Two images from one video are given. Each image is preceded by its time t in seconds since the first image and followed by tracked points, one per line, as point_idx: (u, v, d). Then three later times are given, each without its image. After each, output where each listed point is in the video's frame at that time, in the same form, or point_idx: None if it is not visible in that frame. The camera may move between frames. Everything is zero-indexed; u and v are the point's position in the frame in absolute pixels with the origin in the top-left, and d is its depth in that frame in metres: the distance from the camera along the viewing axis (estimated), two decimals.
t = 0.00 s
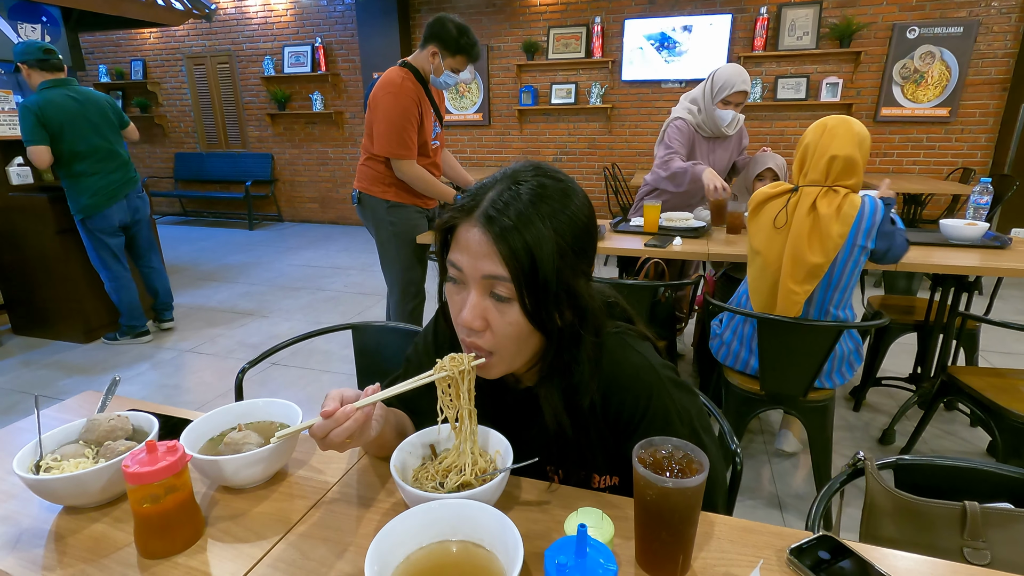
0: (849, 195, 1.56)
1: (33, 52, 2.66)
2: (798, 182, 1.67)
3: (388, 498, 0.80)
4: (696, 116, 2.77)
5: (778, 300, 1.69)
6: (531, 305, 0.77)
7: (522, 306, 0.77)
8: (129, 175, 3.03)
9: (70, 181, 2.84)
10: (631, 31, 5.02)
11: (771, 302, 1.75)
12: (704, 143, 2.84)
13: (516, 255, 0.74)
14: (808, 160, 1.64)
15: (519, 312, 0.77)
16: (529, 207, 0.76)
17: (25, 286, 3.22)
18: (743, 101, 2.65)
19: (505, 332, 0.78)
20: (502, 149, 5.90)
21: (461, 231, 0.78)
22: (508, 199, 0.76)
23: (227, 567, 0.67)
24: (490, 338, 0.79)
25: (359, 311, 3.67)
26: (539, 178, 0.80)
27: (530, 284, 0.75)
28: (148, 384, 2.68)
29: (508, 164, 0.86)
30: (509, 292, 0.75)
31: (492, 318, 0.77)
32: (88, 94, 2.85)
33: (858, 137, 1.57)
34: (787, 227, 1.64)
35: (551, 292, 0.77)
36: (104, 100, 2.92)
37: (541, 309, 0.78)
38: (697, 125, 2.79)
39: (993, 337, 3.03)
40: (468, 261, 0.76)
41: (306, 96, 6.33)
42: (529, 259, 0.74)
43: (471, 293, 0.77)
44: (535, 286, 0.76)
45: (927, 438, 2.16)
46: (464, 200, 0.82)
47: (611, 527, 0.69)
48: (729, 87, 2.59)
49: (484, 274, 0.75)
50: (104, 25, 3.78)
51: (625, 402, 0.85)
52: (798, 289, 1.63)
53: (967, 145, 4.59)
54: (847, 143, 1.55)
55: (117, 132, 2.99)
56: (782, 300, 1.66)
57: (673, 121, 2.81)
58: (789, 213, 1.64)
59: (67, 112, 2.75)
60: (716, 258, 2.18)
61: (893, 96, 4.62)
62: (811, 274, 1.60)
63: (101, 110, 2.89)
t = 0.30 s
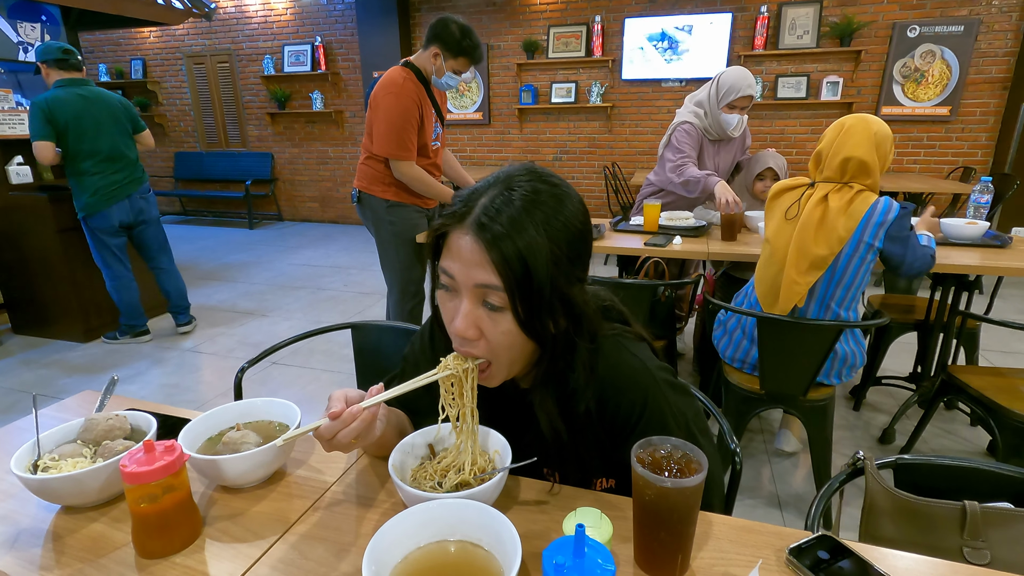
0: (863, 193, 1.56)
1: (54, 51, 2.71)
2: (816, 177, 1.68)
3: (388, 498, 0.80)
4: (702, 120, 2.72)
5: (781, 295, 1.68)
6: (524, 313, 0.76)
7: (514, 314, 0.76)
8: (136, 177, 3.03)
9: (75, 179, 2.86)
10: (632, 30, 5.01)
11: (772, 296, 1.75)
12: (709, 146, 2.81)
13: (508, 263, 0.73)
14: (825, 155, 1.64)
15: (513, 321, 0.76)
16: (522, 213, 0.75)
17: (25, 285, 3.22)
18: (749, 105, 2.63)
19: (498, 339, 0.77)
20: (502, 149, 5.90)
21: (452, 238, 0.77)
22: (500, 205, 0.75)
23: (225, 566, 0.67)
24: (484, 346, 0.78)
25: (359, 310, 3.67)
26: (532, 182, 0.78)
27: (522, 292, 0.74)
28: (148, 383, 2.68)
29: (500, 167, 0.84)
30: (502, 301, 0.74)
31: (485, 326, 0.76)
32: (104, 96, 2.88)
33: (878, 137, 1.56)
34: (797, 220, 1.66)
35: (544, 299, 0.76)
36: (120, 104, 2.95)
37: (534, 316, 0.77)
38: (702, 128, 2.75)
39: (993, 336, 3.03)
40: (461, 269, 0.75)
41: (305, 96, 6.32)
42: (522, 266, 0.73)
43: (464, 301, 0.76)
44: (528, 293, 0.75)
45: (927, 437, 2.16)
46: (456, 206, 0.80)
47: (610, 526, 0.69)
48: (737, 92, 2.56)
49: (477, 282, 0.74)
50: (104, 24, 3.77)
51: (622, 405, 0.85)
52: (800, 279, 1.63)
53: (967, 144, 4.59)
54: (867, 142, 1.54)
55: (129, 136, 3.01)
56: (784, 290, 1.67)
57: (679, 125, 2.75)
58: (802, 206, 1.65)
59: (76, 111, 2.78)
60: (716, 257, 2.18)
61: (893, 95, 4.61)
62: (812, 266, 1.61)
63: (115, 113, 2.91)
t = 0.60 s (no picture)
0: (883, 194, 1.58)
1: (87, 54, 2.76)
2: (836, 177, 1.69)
3: (387, 498, 0.79)
4: (699, 118, 2.73)
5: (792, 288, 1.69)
6: (510, 324, 0.75)
7: (500, 326, 0.75)
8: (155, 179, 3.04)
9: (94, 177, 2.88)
10: (633, 29, 5.01)
11: (780, 292, 1.75)
12: (708, 144, 2.81)
13: (492, 275, 0.71)
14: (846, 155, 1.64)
15: (497, 333, 0.76)
16: (507, 224, 0.73)
17: (25, 284, 3.22)
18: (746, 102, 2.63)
19: (486, 349, 0.77)
20: (502, 148, 5.90)
21: (439, 248, 0.76)
22: (486, 215, 0.73)
23: (224, 566, 0.67)
24: (470, 357, 0.78)
25: (359, 310, 3.67)
26: (522, 190, 0.76)
27: (507, 303, 0.73)
28: (148, 383, 2.68)
29: (491, 172, 0.82)
30: (486, 313, 0.74)
31: (472, 337, 0.76)
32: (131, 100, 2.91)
33: (897, 139, 1.56)
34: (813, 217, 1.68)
35: (532, 309, 0.75)
36: (146, 108, 2.98)
37: (521, 327, 0.75)
38: (700, 126, 2.76)
39: (994, 336, 3.02)
40: (446, 281, 0.74)
41: (306, 95, 6.32)
42: (507, 277, 0.72)
43: (450, 311, 0.76)
44: (512, 304, 0.73)
45: (928, 437, 2.16)
46: (444, 215, 0.79)
47: (610, 527, 0.68)
48: (732, 88, 2.57)
49: (461, 293, 0.73)
50: (104, 24, 3.77)
51: (618, 409, 0.84)
52: (811, 273, 1.64)
53: (969, 144, 4.58)
54: (887, 143, 1.56)
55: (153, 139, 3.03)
56: (794, 282, 1.67)
57: (677, 124, 2.76)
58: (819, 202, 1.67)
59: (101, 112, 2.80)
60: (716, 256, 2.18)
61: (894, 94, 4.60)
62: (824, 259, 1.61)
63: (139, 117, 2.93)
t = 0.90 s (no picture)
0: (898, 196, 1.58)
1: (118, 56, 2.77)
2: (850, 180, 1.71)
3: (387, 500, 0.79)
4: (688, 114, 2.79)
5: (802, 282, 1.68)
6: (502, 335, 0.74)
7: (492, 338, 0.75)
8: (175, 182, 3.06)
9: (114, 175, 2.88)
10: (634, 30, 5.01)
11: (790, 288, 1.73)
12: (698, 140, 2.84)
13: (482, 286, 0.71)
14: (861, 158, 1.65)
15: (489, 344, 0.76)
16: (497, 234, 0.72)
17: (26, 284, 3.22)
18: (733, 100, 2.65)
19: (480, 357, 0.77)
20: (503, 149, 5.90)
21: (431, 259, 0.76)
22: (476, 226, 0.73)
23: (224, 567, 0.67)
24: (465, 366, 0.78)
25: (359, 310, 3.67)
26: (511, 199, 0.75)
27: (498, 313, 0.73)
28: (148, 383, 2.68)
29: (482, 180, 0.81)
30: (479, 324, 0.74)
31: (466, 347, 0.76)
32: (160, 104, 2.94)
33: (911, 144, 1.59)
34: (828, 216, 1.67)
35: (524, 318, 0.74)
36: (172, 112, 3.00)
37: (515, 336, 0.75)
38: (689, 123, 2.81)
39: (994, 337, 3.02)
40: (437, 292, 0.74)
41: (306, 95, 6.32)
42: (497, 288, 0.71)
43: (444, 322, 0.76)
44: (503, 314, 0.73)
45: (928, 438, 2.16)
46: (435, 226, 0.78)
47: (610, 529, 0.68)
48: (715, 85, 2.61)
49: (454, 304, 0.73)
50: (105, 23, 3.77)
51: (617, 411, 0.84)
52: (823, 269, 1.62)
53: (969, 145, 4.58)
54: (904, 148, 1.58)
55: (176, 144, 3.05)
56: (805, 276, 1.66)
57: (667, 120, 2.85)
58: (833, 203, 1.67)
59: (129, 113, 2.81)
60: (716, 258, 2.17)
61: (894, 95, 4.60)
62: (836, 257, 1.59)
63: (165, 121, 2.96)
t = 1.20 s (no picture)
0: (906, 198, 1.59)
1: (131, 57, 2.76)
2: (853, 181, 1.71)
3: (387, 500, 0.80)
4: (676, 112, 2.81)
5: (808, 288, 1.68)
6: (513, 332, 0.75)
7: (503, 336, 0.75)
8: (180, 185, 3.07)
9: (119, 175, 2.87)
10: (634, 31, 5.02)
11: (795, 291, 1.72)
12: (687, 139, 2.84)
13: (493, 284, 0.71)
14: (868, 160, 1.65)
15: (500, 342, 0.76)
16: (508, 232, 0.73)
17: (26, 284, 3.22)
18: (722, 97, 2.67)
19: (491, 356, 0.78)
20: (503, 150, 5.90)
21: (440, 258, 0.76)
22: (485, 224, 0.73)
23: (224, 568, 0.67)
24: (476, 364, 0.79)
25: (360, 310, 3.67)
26: (519, 196, 0.75)
27: (509, 311, 0.73)
28: (148, 383, 2.68)
29: (488, 179, 0.81)
30: (491, 323, 0.74)
31: (477, 344, 0.77)
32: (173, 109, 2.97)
33: (916, 145, 1.60)
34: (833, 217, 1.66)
35: (535, 315, 0.75)
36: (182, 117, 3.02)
37: (526, 333, 0.75)
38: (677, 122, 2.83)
39: (994, 339, 3.03)
40: (449, 291, 0.74)
41: (307, 96, 6.33)
42: (508, 285, 0.72)
43: (455, 321, 0.76)
44: (514, 311, 0.73)
45: (928, 439, 2.16)
46: (443, 225, 0.78)
47: (610, 530, 0.68)
48: (703, 82, 2.65)
49: (466, 303, 0.74)
50: (106, 23, 3.77)
51: (622, 408, 0.85)
52: (831, 273, 1.62)
53: (969, 146, 4.58)
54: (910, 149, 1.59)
55: (183, 148, 3.07)
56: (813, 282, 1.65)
57: (657, 118, 2.87)
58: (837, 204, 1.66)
59: (141, 116, 2.82)
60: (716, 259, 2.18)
61: (895, 96, 4.61)
62: (845, 259, 1.59)
63: (174, 125, 2.97)
